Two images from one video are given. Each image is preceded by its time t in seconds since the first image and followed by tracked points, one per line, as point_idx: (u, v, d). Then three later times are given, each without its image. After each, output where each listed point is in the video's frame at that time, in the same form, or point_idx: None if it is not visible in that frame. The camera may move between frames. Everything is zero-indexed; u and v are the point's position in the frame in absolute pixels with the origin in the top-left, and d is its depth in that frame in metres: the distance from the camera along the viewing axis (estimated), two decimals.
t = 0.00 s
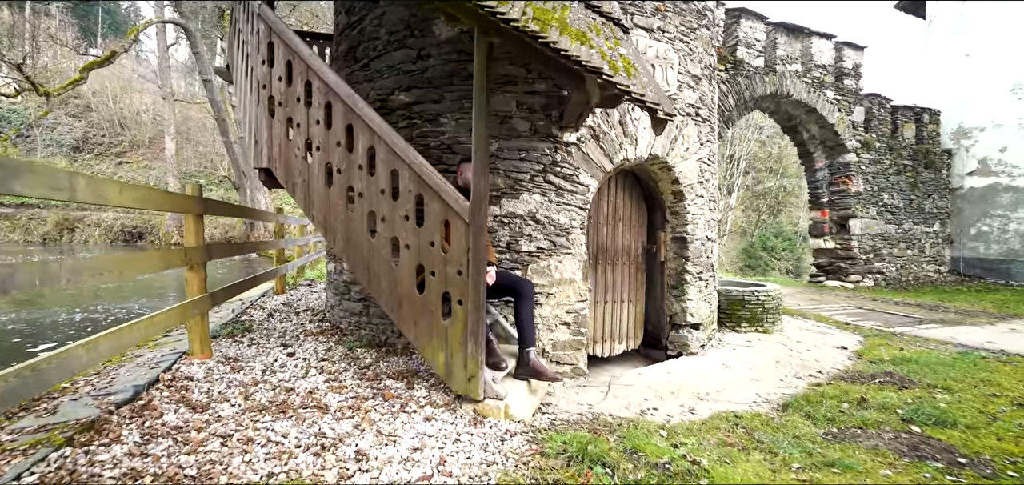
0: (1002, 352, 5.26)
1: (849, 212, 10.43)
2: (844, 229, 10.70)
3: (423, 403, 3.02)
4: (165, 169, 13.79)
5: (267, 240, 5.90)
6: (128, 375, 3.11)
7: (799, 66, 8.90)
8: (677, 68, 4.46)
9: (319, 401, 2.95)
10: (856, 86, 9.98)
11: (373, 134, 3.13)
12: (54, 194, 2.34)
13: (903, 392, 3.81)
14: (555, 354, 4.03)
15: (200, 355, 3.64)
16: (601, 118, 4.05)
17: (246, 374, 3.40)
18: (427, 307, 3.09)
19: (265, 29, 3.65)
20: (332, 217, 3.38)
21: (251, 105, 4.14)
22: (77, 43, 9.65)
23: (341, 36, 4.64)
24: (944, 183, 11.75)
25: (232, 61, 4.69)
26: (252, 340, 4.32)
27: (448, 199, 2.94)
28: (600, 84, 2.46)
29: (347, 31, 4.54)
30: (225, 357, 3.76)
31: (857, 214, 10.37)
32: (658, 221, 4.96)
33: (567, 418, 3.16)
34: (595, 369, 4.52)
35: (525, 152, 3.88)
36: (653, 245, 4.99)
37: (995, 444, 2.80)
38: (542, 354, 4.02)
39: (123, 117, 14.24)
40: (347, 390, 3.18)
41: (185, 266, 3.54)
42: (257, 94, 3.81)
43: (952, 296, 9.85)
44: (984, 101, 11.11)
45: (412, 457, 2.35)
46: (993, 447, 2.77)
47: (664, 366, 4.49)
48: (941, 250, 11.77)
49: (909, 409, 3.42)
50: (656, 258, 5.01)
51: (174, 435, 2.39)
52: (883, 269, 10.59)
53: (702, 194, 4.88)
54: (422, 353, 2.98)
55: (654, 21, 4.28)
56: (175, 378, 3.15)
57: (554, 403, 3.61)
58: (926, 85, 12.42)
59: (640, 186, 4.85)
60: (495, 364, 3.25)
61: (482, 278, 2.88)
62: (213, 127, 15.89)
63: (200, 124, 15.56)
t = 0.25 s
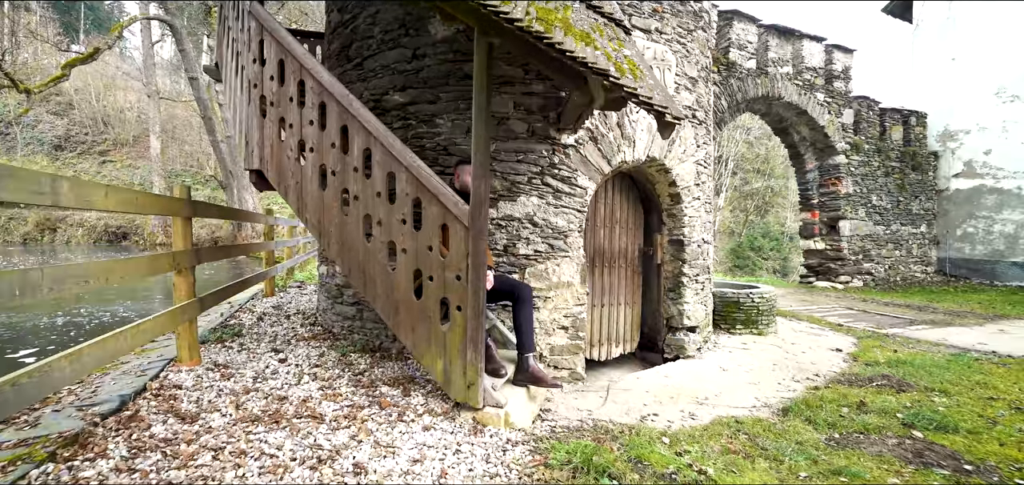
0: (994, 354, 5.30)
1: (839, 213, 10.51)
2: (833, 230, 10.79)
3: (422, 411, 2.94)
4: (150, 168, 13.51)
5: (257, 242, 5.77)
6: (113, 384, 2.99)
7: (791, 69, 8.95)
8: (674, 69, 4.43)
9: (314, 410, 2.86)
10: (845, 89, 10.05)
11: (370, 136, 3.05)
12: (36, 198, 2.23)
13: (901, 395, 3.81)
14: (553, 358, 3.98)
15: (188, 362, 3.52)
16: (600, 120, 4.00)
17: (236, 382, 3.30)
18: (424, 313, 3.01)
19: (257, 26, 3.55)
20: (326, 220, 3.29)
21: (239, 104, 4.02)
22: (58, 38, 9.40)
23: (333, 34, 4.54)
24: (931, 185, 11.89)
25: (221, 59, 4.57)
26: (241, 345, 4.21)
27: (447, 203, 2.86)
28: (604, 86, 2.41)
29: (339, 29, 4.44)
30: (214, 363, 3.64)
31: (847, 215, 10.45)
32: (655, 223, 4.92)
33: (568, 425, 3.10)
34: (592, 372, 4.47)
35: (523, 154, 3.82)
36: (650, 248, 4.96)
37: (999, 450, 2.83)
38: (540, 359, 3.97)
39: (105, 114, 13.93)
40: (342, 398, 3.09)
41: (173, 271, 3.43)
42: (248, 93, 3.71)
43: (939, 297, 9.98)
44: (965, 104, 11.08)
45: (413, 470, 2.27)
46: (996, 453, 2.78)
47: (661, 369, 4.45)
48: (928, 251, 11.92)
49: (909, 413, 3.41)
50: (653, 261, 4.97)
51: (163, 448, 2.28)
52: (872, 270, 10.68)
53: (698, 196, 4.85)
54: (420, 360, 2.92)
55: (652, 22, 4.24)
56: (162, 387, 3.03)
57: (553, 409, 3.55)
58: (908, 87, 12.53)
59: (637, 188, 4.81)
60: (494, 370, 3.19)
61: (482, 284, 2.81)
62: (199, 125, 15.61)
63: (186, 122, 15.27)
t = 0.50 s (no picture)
0: (985, 354, 5.32)
1: (829, 214, 10.60)
2: (823, 231, 10.88)
3: (420, 419, 2.87)
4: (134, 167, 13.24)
5: (247, 244, 5.66)
6: (97, 394, 2.88)
7: (782, 71, 9.00)
8: (673, 70, 4.40)
9: (309, 420, 2.78)
10: (835, 91, 10.13)
11: (366, 137, 2.97)
12: (12, 201, 2.12)
13: (898, 397, 3.82)
14: (552, 362, 3.94)
15: (175, 370, 3.42)
16: (598, 121, 3.96)
17: (226, 390, 3.20)
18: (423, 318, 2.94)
19: (248, 23, 3.45)
20: (321, 222, 3.19)
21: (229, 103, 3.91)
22: (38, 34, 9.15)
23: (326, 32, 4.45)
24: (917, 187, 12.04)
25: (209, 56, 4.45)
26: (231, 351, 4.10)
27: (447, 205, 2.79)
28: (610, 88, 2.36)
29: (333, 26, 4.35)
30: (203, 371, 3.54)
31: (836, 216, 10.55)
32: (652, 225, 4.92)
33: (570, 432, 3.06)
34: (590, 376, 4.44)
35: (521, 155, 3.76)
36: (647, 250, 4.96)
37: (997, 453, 2.80)
38: (538, 363, 3.92)
39: (89, 112, 13.62)
40: (338, 406, 3.01)
41: (159, 276, 3.31)
42: (239, 91, 3.60)
43: (926, 297, 10.10)
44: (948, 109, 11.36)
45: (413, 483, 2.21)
46: (996, 456, 2.78)
47: (659, 373, 4.43)
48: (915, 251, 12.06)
49: (907, 416, 3.40)
50: (650, 263, 4.98)
51: (149, 464, 2.19)
52: (861, 270, 10.80)
53: (695, 198, 4.85)
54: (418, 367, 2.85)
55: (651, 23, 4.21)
56: (148, 397, 2.93)
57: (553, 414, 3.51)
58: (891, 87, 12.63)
59: (634, 190, 4.81)
60: (494, 377, 3.12)
61: (483, 289, 2.75)
62: (186, 124, 15.34)
63: (172, 120, 15.00)
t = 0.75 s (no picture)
0: (964, 353, 5.42)
1: (810, 215, 10.78)
2: (804, 232, 11.07)
3: (410, 430, 2.77)
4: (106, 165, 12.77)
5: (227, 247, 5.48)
6: (65, 409, 2.72)
7: (766, 74, 9.12)
8: (664, 73, 4.38)
9: (294, 433, 2.67)
10: (816, 95, 10.31)
11: (354, 137, 2.87)
12: None
13: (885, 398, 3.85)
14: (543, 367, 3.89)
15: (151, 381, 3.28)
16: (590, 123, 3.91)
17: (206, 402, 3.07)
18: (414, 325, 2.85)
19: (228, 17, 3.31)
20: (305, 225, 3.07)
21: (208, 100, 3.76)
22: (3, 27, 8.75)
23: (310, 27, 4.31)
24: (892, 189, 12.35)
25: (186, 50, 4.27)
26: (210, 359, 3.94)
27: (439, 209, 2.70)
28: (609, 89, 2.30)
29: (317, 22, 4.21)
30: (180, 381, 3.40)
31: (817, 217, 10.74)
32: (642, 228, 4.92)
33: (564, 440, 3.01)
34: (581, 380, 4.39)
35: (513, 157, 3.69)
36: (637, 253, 4.96)
37: (986, 455, 2.82)
38: (530, 368, 3.87)
39: (57, 108, 13.11)
40: (324, 418, 2.90)
41: (133, 282, 3.15)
42: (218, 89, 3.45)
43: (903, 297, 10.35)
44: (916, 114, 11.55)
45: None
46: (985, 457, 2.80)
47: (650, 376, 4.41)
48: (891, 252, 12.36)
49: (896, 417, 3.43)
50: (640, 265, 4.98)
51: None
52: (840, 270, 11.01)
53: (685, 201, 4.86)
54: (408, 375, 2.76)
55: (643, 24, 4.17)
56: (122, 411, 2.79)
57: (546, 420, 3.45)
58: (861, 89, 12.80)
59: (625, 193, 4.79)
60: (487, 384, 3.05)
61: (476, 295, 2.67)
62: (161, 121, 14.89)
63: (146, 116, 14.52)
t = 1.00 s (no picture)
0: (947, 352, 5.48)
1: (794, 216, 10.92)
2: (788, 232, 11.21)
3: (404, 441, 2.69)
4: (80, 163, 12.37)
5: (208, 249, 5.32)
6: (36, 423, 2.58)
7: (752, 77, 9.21)
8: (657, 74, 4.35)
9: (283, 446, 2.56)
10: (800, 97, 10.44)
11: (345, 138, 2.77)
12: None
13: (875, 399, 3.88)
14: (537, 372, 3.85)
15: (129, 391, 3.14)
16: (584, 124, 3.86)
17: (188, 414, 2.94)
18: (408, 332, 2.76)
19: (211, 11, 3.18)
20: (293, 229, 2.96)
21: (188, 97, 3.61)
22: None
23: (296, 24, 4.18)
24: (872, 190, 12.59)
25: (165, 45, 4.10)
26: (192, 367, 3.80)
27: (433, 213, 2.62)
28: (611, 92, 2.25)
29: (303, 18, 4.09)
30: (160, 391, 3.26)
31: (801, 218, 10.89)
32: (634, 229, 4.92)
33: (561, 447, 2.96)
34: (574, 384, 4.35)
35: (506, 158, 3.62)
36: (629, 254, 4.96)
37: (978, 456, 2.83)
38: (523, 372, 3.81)
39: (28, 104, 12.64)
40: (313, 429, 2.80)
41: (110, 289, 3.01)
42: (200, 86, 3.31)
43: (884, 295, 10.54)
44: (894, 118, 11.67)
45: None
46: (978, 459, 2.81)
47: (643, 379, 4.39)
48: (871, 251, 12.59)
49: (888, 419, 3.44)
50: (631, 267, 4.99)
51: None
52: (822, 270, 11.19)
53: (676, 202, 4.85)
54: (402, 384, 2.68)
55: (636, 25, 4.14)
56: (98, 425, 2.65)
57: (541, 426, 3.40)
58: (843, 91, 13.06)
59: (617, 194, 4.78)
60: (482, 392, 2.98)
61: (473, 302, 2.60)
62: (138, 118, 14.48)
63: (122, 113, 14.10)
